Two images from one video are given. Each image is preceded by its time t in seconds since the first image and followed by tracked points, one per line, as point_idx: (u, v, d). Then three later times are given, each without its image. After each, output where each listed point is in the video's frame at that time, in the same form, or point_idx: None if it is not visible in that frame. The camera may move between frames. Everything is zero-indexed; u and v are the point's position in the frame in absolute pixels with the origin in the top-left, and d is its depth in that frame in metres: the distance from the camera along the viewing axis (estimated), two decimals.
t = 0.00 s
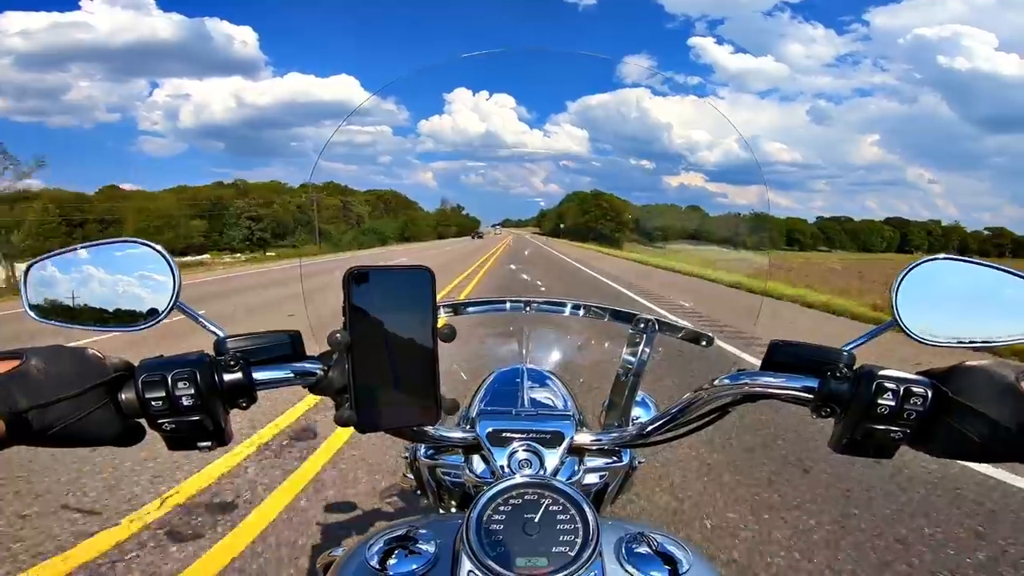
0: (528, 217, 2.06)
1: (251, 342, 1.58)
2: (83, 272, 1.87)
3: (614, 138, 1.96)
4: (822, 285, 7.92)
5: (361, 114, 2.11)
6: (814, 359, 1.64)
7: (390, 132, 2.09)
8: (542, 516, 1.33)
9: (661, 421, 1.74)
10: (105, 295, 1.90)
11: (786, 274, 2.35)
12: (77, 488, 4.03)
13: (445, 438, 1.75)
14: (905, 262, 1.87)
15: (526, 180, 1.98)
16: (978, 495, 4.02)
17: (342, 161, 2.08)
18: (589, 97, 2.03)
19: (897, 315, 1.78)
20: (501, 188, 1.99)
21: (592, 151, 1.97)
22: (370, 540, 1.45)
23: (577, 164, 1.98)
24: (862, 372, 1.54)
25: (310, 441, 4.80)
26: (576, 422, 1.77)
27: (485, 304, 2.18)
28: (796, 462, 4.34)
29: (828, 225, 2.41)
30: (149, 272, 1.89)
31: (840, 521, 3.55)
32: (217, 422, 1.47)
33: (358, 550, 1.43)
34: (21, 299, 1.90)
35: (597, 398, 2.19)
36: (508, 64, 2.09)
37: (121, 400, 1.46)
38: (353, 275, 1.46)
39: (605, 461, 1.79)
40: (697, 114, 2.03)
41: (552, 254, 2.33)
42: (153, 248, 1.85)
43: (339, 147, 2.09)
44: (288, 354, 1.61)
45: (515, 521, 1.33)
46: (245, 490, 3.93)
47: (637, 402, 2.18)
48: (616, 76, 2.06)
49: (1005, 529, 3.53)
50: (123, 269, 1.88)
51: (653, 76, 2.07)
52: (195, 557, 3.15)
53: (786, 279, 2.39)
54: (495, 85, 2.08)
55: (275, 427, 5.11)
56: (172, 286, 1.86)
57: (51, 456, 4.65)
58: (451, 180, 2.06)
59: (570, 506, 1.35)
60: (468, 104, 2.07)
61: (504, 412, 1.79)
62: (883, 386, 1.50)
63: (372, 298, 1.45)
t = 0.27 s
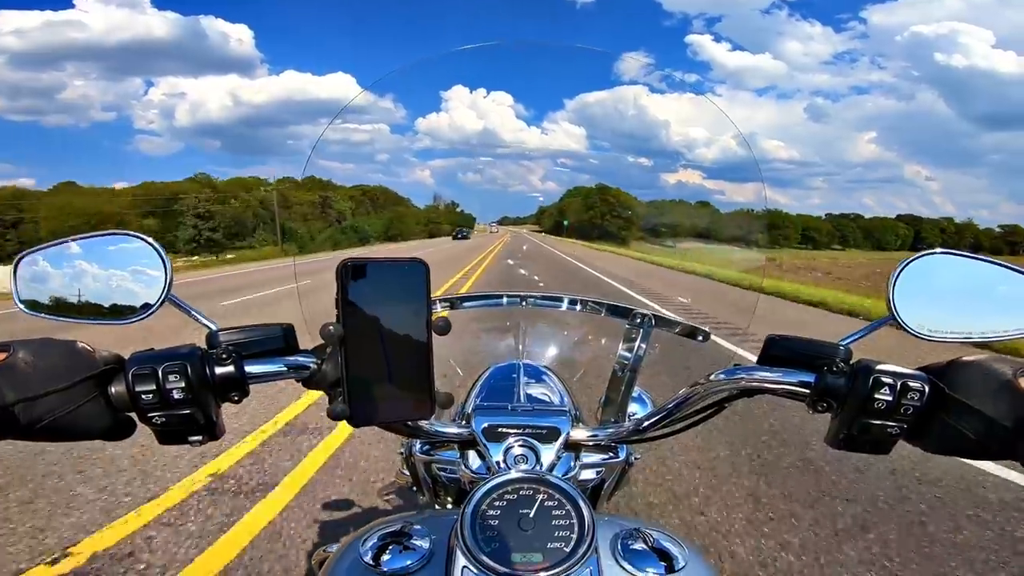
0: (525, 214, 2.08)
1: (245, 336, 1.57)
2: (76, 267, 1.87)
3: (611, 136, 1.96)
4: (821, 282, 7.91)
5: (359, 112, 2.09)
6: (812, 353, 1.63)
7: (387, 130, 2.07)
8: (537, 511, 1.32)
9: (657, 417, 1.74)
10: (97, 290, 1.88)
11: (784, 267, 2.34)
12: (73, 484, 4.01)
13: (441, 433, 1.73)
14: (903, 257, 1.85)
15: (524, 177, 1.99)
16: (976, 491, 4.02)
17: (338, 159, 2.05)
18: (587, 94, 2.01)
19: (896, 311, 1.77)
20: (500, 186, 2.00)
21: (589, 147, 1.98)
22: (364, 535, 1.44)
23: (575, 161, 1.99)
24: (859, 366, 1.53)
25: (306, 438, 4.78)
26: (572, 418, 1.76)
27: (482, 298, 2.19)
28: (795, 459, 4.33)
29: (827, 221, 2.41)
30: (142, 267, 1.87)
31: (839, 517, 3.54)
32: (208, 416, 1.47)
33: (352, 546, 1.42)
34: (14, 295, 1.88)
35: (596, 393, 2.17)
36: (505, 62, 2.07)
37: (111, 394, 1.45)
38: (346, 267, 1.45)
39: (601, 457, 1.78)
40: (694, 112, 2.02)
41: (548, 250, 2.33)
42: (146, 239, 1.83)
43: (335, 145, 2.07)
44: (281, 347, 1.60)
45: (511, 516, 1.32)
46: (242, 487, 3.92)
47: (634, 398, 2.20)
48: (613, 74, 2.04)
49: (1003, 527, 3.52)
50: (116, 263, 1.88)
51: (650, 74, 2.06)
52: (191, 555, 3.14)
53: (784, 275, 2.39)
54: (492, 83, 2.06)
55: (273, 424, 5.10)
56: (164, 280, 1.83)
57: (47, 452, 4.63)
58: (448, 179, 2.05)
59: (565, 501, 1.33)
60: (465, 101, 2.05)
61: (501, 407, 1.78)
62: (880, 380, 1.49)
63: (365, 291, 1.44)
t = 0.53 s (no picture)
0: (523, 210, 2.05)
1: (247, 328, 1.57)
2: (75, 264, 1.87)
3: (609, 130, 1.94)
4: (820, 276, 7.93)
5: (355, 108, 2.10)
6: (809, 345, 1.63)
7: (384, 126, 2.06)
8: (537, 502, 1.33)
9: (655, 409, 1.74)
10: (96, 286, 1.88)
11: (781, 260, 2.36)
12: (74, 479, 4.02)
13: (440, 427, 1.75)
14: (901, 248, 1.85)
15: (522, 172, 1.99)
16: (972, 485, 4.05)
17: (336, 156, 2.06)
18: (584, 90, 2.02)
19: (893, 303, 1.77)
20: (497, 181, 2.00)
21: (587, 143, 1.98)
22: (365, 529, 1.45)
23: (573, 157, 1.99)
24: (856, 358, 1.54)
25: (306, 434, 4.79)
26: (571, 411, 1.77)
27: (480, 292, 2.16)
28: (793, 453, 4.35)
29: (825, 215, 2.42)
30: (141, 262, 1.87)
31: (837, 510, 3.56)
32: (210, 409, 1.47)
33: (352, 540, 1.43)
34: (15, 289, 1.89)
35: (594, 385, 2.20)
36: (501, 58, 2.08)
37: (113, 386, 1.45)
38: (348, 260, 1.46)
39: (599, 450, 1.79)
40: (691, 106, 2.03)
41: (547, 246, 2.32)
42: (146, 233, 1.84)
43: (332, 142, 2.08)
44: (281, 339, 1.60)
45: (510, 508, 1.32)
46: (242, 483, 3.93)
47: (632, 392, 2.17)
48: (610, 69, 2.05)
49: (1000, 520, 3.55)
50: (115, 259, 1.88)
51: (647, 70, 2.07)
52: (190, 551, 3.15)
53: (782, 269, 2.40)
54: (489, 79, 2.07)
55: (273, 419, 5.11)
56: (164, 276, 1.84)
57: (47, 446, 4.64)
58: (446, 174, 2.03)
59: (565, 492, 1.34)
60: (462, 98, 2.07)
61: (500, 400, 1.79)
62: (876, 371, 1.49)
63: (365, 285, 1.45)
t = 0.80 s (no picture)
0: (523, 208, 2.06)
1: (247, 330, 1.57)
2: (75, 264, 1.86)
3: (608, 128, 1.94)
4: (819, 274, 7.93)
5: (353, 107, 2.10)
6: (811, 348, 1.63)
7: (382, 124, 2.06)
8: (538, 504, 1.33)
9: (656, 410, 1.74)
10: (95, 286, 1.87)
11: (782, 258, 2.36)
12: (74, 480, 4.02)
13: (441, 427, 1.75)
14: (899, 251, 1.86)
15: (521, 170, 2.01)
16: (972, 483, 4.05)
17: (335, 155, 2.07)
18: (582, 87, 2.01)
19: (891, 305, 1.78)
20: (496, 179, 2.01)
21: (586, 141, 1.99)
22: (366, 529, 1.44)
23: (571, 154, 2.01)
24: (857, 360, 1.54)
25: (306, 434, 4.79)
26: (572, 411, 1.77)
27: (481, 292, 2.17)
28: (793, 452, 4.36)
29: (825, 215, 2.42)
30: (141, 262, 1.87)
31: (837, 509, 3.57)
32: (211, 411, 1.46)
33: (354, 540, 1.42)
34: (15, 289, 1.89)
35: (595, 385, 2.20)
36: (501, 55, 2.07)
37: (114, 388, 1.46)
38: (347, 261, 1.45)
39: (600, 450, 1.79)
40: (690, 103, 2.02)
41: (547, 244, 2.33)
42: (146, 235, 1.84)
43: (330, 141, 2.09)
44: (282, 341, 1.60)
45: (512, 509, 1.32)
46: (242, 484, 3.93)
47: (632, 391, 2.18)
48: (608, 67, 2.05)
49: (999, 519, 3.55)
50: (114, 259, 1.88)
51: (645, 66, 2.06)
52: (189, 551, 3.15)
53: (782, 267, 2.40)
54: (487, 77, 2.07)
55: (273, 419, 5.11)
56: (165, 277, 1.85)
57: (47, 448, 4.64)
58: (444, 172, 2.04)
59: (566, 494, 1.34)
60: (460, 95, 2.06)
61: (501, 400, 1.79)
62: (877, 373, 1.50)
63: (365, 285, 1.44)
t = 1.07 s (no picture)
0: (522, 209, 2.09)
1: (247, 337, 1.58)
2: (76, 267, 1.89)
3: (607, 129, 1.96)
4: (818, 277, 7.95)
5: (351, 107, 2.10)
6: (806, 355, 1.64)
7: (381, 125, 2.09)
8: (536, 508, 1.34)
9: (654, 415, 1.75)
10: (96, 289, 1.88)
11: (778, 263, 2.37)
12: (74, 481, 4.04)
13: (439, 430, 1.75)
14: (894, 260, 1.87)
15: (519, 171, 2.02)
16: (968, 488, 4.07)
17: (334, 155, 2.07)
18: (581, 88, 2.02)
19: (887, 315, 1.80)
20: (495, 179, 2.03)
21: (585, 142, 2.01)
22: (365, 532, 1.46)
23: (570, 155, 2.02)
24: (851, 367, 1.55)
25: (306, 435, 4.81)
26: (569, 416, 1.79)
27: (480, 297, 2.22)
28: (790, 456, 4.38)
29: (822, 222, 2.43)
30: (142, 265, 1.88)
31: (833, 513, 3.59)
32: (212, 417, 1.48)
33: (353, 542, 1.44)
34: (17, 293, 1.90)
35: (593, 388, 2.18)
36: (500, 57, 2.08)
37: (116, 395, 1.46)
38: (346, 271, 1.47)
39: (597, 454, 1.81)
40: (688, 104, 2.03)
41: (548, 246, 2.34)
42: (146, 239, 1.85)
43: (330, 141, 2.09)
44: (281, 347, 1.61)
45: (509, 514, 1.33)
46: (242, 485, 3.95)
47: (630, 395, 2.21)
48: (608, 67, 2.04)
49: (995, 524, 3.57)
50: (115, 262, 1.89)
51: (643, 68, 2.06)
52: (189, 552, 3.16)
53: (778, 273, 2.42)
54: (486, 77, 2.08)
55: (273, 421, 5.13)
56: (165, 280, 1.84)
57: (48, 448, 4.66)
58: (443, 172, 2.06)
59: (563, 498, 1.36)
60: (459, 96, 2.06)
61: (499, 404, 1.80)
62: (871, 381, 1.51)
63: (365, 288, 1.45)
